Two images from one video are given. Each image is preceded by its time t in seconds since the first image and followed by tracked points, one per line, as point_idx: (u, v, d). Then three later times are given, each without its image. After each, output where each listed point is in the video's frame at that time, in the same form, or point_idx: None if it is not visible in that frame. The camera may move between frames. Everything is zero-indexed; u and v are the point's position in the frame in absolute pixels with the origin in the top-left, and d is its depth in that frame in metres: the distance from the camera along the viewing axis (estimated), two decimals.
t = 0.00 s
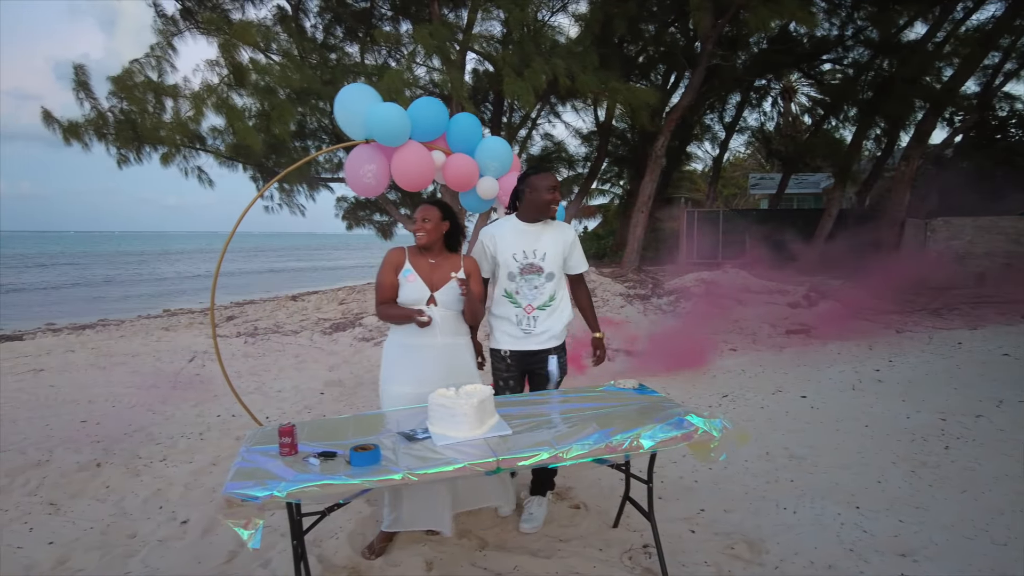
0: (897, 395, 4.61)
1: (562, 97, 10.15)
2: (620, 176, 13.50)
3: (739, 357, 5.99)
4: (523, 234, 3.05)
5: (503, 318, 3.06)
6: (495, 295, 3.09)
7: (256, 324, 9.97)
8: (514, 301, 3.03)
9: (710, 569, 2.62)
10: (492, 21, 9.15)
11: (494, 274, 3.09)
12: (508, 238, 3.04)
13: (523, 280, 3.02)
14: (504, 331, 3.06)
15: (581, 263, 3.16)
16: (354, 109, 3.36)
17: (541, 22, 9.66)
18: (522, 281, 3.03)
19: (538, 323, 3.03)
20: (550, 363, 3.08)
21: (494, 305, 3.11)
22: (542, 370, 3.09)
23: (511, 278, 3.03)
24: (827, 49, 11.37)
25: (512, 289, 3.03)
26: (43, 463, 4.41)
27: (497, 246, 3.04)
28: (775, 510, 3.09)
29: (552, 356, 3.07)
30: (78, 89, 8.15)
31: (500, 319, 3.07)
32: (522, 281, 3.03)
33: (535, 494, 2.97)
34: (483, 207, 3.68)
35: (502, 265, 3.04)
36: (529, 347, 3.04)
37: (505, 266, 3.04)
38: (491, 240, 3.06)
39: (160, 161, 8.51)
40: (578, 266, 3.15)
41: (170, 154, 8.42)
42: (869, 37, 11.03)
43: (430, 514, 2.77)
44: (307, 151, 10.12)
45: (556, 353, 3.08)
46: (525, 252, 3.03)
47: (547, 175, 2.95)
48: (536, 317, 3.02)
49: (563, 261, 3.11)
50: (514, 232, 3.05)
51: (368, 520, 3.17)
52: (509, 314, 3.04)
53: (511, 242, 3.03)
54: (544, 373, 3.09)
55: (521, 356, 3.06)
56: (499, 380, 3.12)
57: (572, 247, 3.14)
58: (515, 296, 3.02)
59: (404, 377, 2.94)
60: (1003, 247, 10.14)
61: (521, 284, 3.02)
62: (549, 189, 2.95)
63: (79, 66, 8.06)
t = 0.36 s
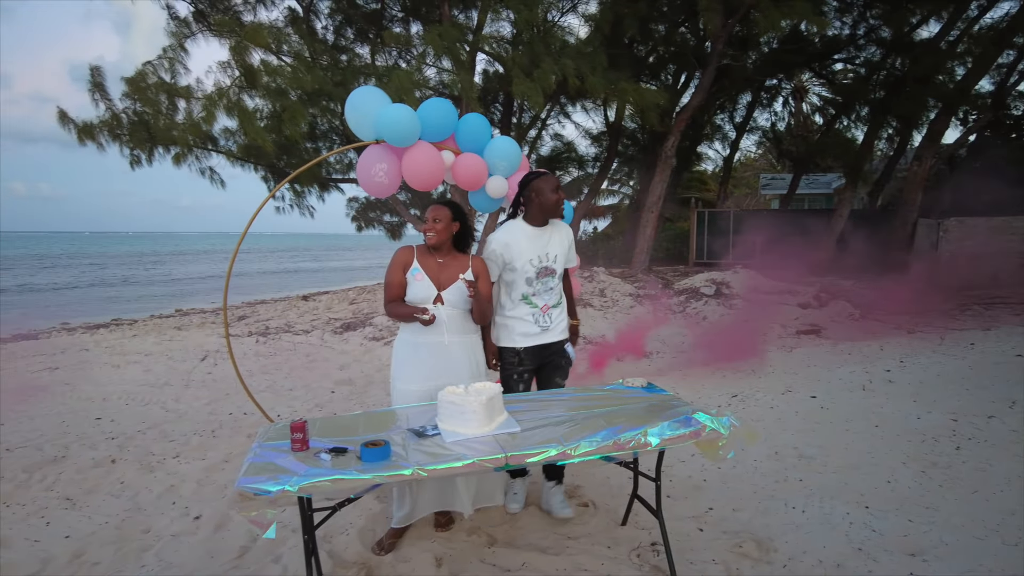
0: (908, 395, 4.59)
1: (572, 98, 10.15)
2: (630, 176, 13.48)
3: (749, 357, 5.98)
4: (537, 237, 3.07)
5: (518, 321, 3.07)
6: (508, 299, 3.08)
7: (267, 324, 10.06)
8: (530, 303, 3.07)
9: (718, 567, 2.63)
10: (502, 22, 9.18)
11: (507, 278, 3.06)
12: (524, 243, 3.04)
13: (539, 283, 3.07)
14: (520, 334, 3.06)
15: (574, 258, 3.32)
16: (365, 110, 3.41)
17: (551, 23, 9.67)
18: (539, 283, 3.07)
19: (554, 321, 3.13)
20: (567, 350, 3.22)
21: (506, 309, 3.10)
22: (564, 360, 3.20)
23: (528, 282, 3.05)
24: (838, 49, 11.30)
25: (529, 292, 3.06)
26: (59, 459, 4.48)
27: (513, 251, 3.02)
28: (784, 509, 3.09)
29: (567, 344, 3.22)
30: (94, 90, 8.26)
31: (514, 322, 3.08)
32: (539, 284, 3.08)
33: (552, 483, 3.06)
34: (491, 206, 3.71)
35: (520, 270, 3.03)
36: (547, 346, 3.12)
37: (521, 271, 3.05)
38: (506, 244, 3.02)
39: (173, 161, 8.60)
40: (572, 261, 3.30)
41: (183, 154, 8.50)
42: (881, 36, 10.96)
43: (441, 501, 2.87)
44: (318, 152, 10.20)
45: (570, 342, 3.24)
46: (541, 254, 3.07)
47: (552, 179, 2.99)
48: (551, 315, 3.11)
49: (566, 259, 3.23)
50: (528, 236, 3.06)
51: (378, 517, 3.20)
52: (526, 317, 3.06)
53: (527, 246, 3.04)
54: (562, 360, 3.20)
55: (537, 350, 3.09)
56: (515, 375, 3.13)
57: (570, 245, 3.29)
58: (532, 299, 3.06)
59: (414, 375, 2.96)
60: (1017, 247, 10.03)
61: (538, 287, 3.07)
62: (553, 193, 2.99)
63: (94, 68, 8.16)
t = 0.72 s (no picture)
0: (917, 395, 4.56)
1: (579, 97, 10.14)
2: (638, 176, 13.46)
3: (757, 357, 5.96)
4: (557, 233, 3.12)
5: (539, 316, 3.12)
6: (530, 295, 3.12)
7: (277, 323, 10.12)
8: (550, 298, 3.12)
9: (724, 565, 2.63)
10: (509, 22, 9.19)
11: (528, 273, 3.10)
12: (546, 239, 3.09)
13: (559, 278, 3.12)
14: (542, 330, 3.11)
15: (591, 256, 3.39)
16: (373, 109, 3.42)
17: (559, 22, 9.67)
18: (559, 279, 3.12)
19: (573, 316, 3.19)
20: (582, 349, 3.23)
21: (526, 304, 3.14)
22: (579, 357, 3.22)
23: (550, 277, 3.10)
24: (848, 48, 11.23)
25: (550, 287, 3.11)
26: (73, 455, 4.54)
27: (537, 246, 3.07)
28: (791, 508, 3.09)
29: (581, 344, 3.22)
30: (107, 91, 8.35)
31: (536, 318, 3.12)
32: (558, 279, 3.13)
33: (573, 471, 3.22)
34: (499, 206, 3.73)
35: (543, 265, 3.08)
36: (567, 341, 3.18)
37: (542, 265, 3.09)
38: (529, 240, 3.06)
39: (183, 161, 8.69)
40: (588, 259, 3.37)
41: (194, 154, 8.58)
42: (892, 35, 10.89)
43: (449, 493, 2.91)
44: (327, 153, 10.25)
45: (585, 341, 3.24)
46: (561, 249, 3.13)
47: (564, 175, 3.03)
48: (571, 311, 3.16)
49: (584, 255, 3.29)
50: (549, 232, 3.11)
51: (385, 513, 3.23)
52: (547, 313, 3.11)
53: (547, 241, 3.09)
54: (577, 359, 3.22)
55: (556, 347, 3.15)
56: (532, 370, 3.18)
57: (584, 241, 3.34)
58: (554, 294, 3.11)
59: (421, 373, 2.98)
60: None
61: (558, 282, 3.13)
62: (566, 187, 3.02)
63: (107, 69, 8.26)
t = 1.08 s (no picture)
0: (922, 395, 4.55)
1: (585, 97, 10.15)
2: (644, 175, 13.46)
3: (762, 357, 5.97)
4: (561, 232, 3.15)
5: (543, 313, 3.17)
6: (537, 292, 3.21)
7: (283, 322, 10.19)
8: (553, 296, 3.13)
9: (725, 564, 2.64)
10: (515, 23, 9.22)
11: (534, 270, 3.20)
12: (548, 237, 3.16)
13: (561, 276, 3.11)
14: (544, 326, 3.16)
15: (623, 262, 3.19)
16: (380, 110, 3.46)
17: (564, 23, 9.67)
18: (560, 278, 3.12)
19: (578, 319, 3.11)
20: (591, 354, 3.16)
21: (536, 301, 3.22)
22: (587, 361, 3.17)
23: (551, 274, 3.13)
24: (855, 48, 11.17)
25: (551, 285, 3.13)
26: (82, 452, 4.60)
27: (540, 244, 3.17)
28: (793, 507, 3.10)
29: (592, 349, 3.15)
30: (116, 91, 8.43)
31: (541, 315, 3.18)
32: (561, 278, 3.12)
33: (575, 470, 3.26)
34: (503, 206, 3.78)
35: (543, 262, 3.15)
36: (569, 343, 3.13)
37: (544, 262, 3.15)
38: (533, 237, 3.18)
39: (191, 161, 8.76)
40: (618, 266, 3.19)
41: (202, 154, 8.65)
42: (899, 34, 10.83)
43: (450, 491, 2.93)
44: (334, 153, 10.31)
45: (597, 347, 3.15)
46: (563, 248, 3.13)
47: (565, 177, 3.07)
48: (575, 312, 3.11)
49: (604, 259, 3.16)
50: (553, 231, 3.16)
51: (390, 510, 3.26)
52: (549, 310, 3.14)
53: (549, 239, 3.15)
54: (585, 364, 3.17)
55: (560, 348, 3.15)
56: (537, 366, 3.23)
57: (612, 247, 3.17)
58: (555, 292, 3.12)
59: (426, 372, 3.01)
60: None
61: (560, 281, 3.12)
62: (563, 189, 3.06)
63: (116, 70, 8.34)
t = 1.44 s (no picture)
0: (929, 395, 4.54)
1: (591, 97, 10.17)
2: (649, 175, 13.45)
3: (768, 357, 5.97)
4: (562, 232, 3.24)
5: (550, 312, 3.27)
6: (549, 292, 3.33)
7: (290, 321, 10.26)
8: (555, 295, 3.22)
9: (731, 561, 2.65)
10: (521, 23, 9.25)
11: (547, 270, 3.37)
12: (553, 237, 3.29)
13: (559, 275, 3.20)
14: (549, 325, 3.26)
15: (619, 257, 3.01)
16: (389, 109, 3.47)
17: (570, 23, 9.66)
18: (558, 276, 3.21)
19: (570, 316, 3.12)
20: (592, 356, 3.12)
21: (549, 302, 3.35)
22: (587, 363, 3.15)
23: (552, 274, 3.25)
24: (863, 47, 11.13)
25: (553, 284, 3.24)
26: (92, 448, 4.66)
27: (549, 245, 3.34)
28: (800, 505, 3.11)
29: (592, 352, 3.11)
30: (125, 92, 8.50)
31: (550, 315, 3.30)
32: (559, 276, 3.21)
33: (581, 468, 3.27)
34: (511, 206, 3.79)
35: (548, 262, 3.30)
36: (564, 341, 3.15)
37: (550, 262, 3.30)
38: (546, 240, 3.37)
39: (199, 162, 8.82)
40: (615, 261, 3.03)
41: (210, 154, 8.72)
42: (907, 34, 10.80)
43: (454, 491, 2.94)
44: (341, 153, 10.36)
45: (598, 349, 3.10)
46: (560, 247, 3.21)
47: (557, 180, 3.15)
48: (569, 310, 3.13)
49: (598, 255, 3.08)
50: (557, 231, 3.28)
51: (397, 507, 3.28)
52: (552, 308, 3.23)
53: (553, 240, 3.29)
54: (585, 365, 3.16)
55: (561, 345, 3.19)
56: (541, 361, 3.28)
57: (606, 244, 3.06)
58: (555, 290, 3.22)
59: (433, 370, 3.03)
60: None
61: (558, 279, 3.21)
62: (562, 190, 3.16)
63: (125, 71, 8.41)
